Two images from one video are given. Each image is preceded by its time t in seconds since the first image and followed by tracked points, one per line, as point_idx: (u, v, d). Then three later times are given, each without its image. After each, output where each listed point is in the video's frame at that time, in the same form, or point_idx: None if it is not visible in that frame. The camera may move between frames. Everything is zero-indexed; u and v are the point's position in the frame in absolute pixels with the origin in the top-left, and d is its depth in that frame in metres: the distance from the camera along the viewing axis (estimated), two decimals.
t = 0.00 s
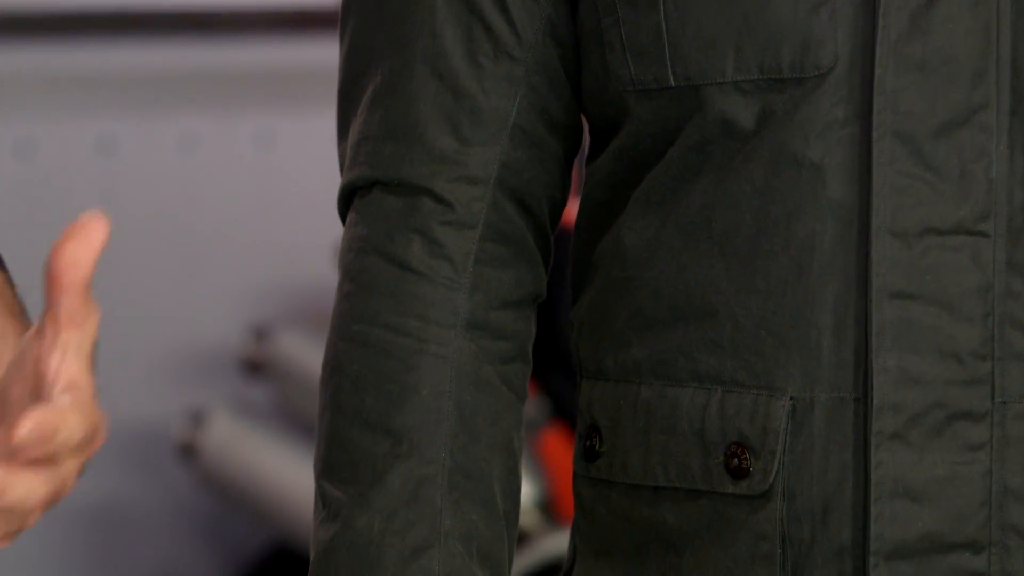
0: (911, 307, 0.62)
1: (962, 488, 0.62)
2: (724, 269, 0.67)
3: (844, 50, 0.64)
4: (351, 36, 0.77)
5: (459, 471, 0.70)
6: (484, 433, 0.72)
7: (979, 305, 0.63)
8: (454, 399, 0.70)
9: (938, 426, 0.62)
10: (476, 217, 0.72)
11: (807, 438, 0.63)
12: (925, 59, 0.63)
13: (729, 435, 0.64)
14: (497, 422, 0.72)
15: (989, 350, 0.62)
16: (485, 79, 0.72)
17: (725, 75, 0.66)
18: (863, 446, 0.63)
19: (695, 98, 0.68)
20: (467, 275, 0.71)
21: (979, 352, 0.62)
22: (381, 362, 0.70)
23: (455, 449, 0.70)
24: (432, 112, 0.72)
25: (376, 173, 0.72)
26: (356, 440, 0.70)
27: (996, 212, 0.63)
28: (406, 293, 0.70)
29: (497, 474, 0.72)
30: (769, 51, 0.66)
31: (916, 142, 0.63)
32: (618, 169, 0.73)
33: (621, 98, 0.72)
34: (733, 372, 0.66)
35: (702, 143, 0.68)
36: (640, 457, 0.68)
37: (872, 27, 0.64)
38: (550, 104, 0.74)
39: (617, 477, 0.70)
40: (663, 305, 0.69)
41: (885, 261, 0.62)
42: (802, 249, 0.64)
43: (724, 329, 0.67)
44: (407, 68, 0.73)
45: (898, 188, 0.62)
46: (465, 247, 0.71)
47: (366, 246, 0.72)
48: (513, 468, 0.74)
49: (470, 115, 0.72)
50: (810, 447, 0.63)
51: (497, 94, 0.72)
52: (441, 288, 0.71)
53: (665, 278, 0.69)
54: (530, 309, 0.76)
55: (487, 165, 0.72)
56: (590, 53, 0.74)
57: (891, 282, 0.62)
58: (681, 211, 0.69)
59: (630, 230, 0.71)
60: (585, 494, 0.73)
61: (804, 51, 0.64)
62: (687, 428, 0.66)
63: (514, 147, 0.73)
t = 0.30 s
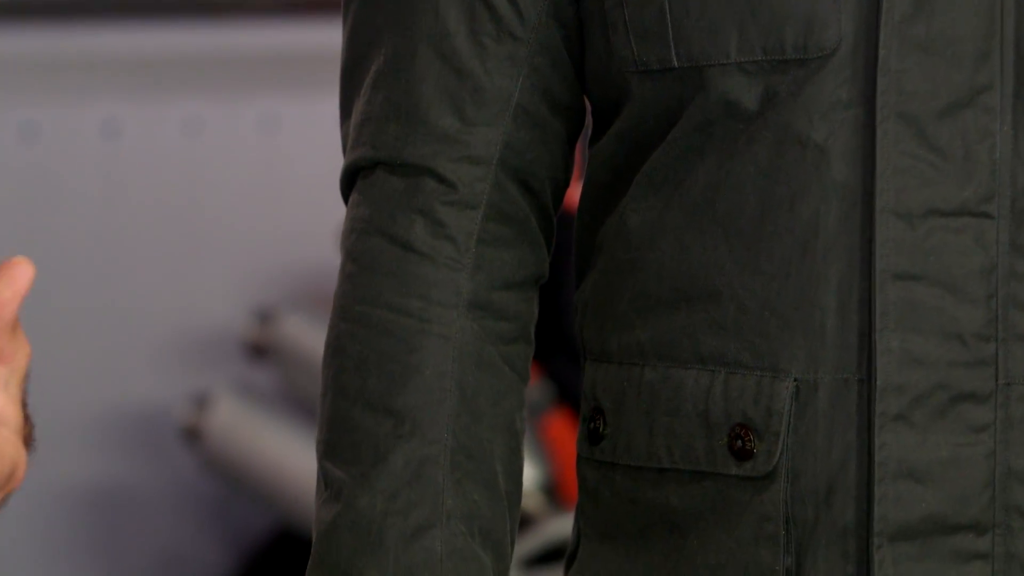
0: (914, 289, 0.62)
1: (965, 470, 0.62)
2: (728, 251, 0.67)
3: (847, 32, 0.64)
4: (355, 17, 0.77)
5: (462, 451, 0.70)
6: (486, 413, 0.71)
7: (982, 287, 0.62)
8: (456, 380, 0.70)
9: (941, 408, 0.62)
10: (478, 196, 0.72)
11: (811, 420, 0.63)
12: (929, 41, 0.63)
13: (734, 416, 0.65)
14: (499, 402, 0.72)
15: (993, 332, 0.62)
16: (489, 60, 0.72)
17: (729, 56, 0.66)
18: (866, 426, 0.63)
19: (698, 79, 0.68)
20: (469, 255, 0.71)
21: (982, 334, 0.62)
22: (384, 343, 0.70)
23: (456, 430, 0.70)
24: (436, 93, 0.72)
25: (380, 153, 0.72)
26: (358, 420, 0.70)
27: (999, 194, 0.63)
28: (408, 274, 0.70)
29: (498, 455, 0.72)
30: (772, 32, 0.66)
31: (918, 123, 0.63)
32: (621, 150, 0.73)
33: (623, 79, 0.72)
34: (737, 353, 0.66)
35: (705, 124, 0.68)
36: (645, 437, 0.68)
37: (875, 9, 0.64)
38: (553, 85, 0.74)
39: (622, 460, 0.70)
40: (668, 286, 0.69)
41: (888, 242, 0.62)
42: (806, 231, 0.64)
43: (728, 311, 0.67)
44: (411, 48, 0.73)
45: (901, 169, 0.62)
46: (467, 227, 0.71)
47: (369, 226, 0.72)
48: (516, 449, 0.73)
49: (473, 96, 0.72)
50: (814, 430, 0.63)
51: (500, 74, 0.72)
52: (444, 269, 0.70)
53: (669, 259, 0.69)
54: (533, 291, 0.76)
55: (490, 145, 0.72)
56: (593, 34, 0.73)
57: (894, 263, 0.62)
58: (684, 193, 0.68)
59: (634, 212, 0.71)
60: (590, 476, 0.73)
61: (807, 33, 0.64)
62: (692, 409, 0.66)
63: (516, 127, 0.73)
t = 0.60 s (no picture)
0: (919, 270, 0.62)
1: (971, 451, 0.62)
2: (732, 233, 0.67)
3: (852, 14, 0.64)
4: None
5: (461, 432, 0.69)
6: (486, 394, 0.71)
7: (988, 268, 0.62)
8: (457, 361, 0.70)
9: (947, 389, 0.62)
10: (479, 177, 0.71)
11: (816, 403, 0.63)
12: (934, 22, 0.63)
13: (738, 398, 0.65)
14: (499, 383, 0.72)
15: (998, 313, 0.62)
16: (491, 41, 0.72)
17: (732, 37, 0.66)
18: (872, 407, 0.63)
19: (701, 60, 0.67)
20: (470, 236, 0.71)
21: (988, 315, 0.62)
22: (384, 323, 0.69)
23: (455, 411, 0.69)
24: (437, 74, 0.71)
25: (380, 134, 0.72)
26: (357, 401, 0.69)
27: (1005, 175, 0.62)
28: (409, 254, 0.70)
29: (498, 435, 0.72)
30: (775, 13, 0.65)
31: (924, 104, 0.62)
32: (623, 133, 0.73)
33: (625, 60, 0.71)
34: (743, 336, 0.66)
35: (708, 105, 0.67)
36: (649, 419, 0.68)
37: None
38: (555, 66, 0.74)
39: (626, 442, 0.69)
40: (672, 268, 0.69)
41: (893, 224, 0.62)
42: (811, 213, 0.64)
43: (733, 293, 0.66)
44: (412, 30, 0.72)
45: (906, 150, 0.62)
46: (468, 208, 0.71)
47: (369, 206, 0.72)
48: (515, 430, 0.73)
49: (474, 76, 0.71)
50: (820, 412, 0.63)
51: (501, 55, 0.72)
52: (444, 249, 0.70)
53: (672, 241, 0.69)
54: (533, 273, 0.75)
55: (490, 126, 0.72)
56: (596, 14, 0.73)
57: (900, 244, 0.62)
58: (688, 175, 0.68)
59: (637, 194, 0.71)
60: (593, 458, 0.73)
61: (811, 14, 0.64)
62: (697, 392, 0.66)
63: (517, 108, 0.72)
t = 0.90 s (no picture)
0: (922, 252, 0.62)
1: (975, 433, 0.62)
2: (737, 215, 0.66)
3: None
4: None
5: (462, 413, 0.69)
6: (488, 375, 0.71)
7: (993, 250, 0.62)
8: (459, 342, 0.70)
9: (951, 371, 0.62)
10: (482, 158, 0.71)
11: (821, 384, 0.63)
12: (939, 5, 0.62)
13: (743, 380, 0.64)
14: (502, 365, 0.72)
15: (1003, 295, 0.62)
16: (494, 23, 0.72)
17: (737, 19, 0.66)
18: (877, 389, 0.64)
19: (706, 42, 0.67)
20: (472, 217, 0.71)
21: (992, 297, 0.62)
22: (386, 305, 0.69)
23: (456, 393, 0.69)
24: (439, 55, 0.71)
25: (382, 115, 0.72)
26: (358, 381, 0.69)
27: (1010, 157, 0.62)
28: (410, 235, 0.70)
29: (499, 417, 0.72)
30: None
31: (928, 87, 0.62)
32: (628, 115, 0.73)
33: (628, 42, 0.71)
34: (747, 318, 0.66)
35: (712, 87, 0.67)
36: (654, 401, 0.68)
37: None
38: (558, 48, 0.74)
39: (631, 425, 0.69)
40: (677, 251, 0.69)
41: (898, 205, 0.62)
42: (815, 195, 0.64)
43: (739, 275, 0.66)
44: (415, 12, 0.72)
45: (910, 132, 0.62)
46: (470, 189, 0.71)
47: (371, 187, 0.72)
48: (518, 411, 0.73)
49: (476, 58, 0.71)
50: (825, 393, 0.63)
51: (504, 37, 0.72)
52: (447, 231, 0.70)
53: (677, 223, 0.69)
54: (535, 255, 0.75)
55: (492, 108, 0.71)
56: None
57: (904, 226, 0.62)
58: (692, 157, 0.68)
59: (642, 176, 0.70)
60: (599, 441, 0.73)
61: None
62: (702, 374, 0.66)
63: (520, 89, 0.72)
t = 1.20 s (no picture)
0: (927, 236, 0.62)
1: (979, 416, 0.62)
2: (743, 199, 0.66)
3: None
4: None
5: (468, 396, 0.69)
6: (493, 359, 0.71)
7: (997, 234, 0.62)
8: (464, 326, 0.70)
9: (955, 355, 0.62)
10: (487, 141, 0.71)
11: (825, 368, 0.63)
12: None
13: (747, 363, 0.64)
14: (508, 349, 0.72)
15: (1007, 279, 0.62)
16: (499, 6, 0.71)
17: (742, 3, 0.66)
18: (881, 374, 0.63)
19: (711, 26, 0.67)
20: (478, 201, 0.71)
21: (996, 281, 0.62)
22: (393, 288, 0.70)
23: (461, 376, 0.69)
24: (445, 39, 0.71)
25: (388, 99, 0.72)
26: (363, 364, 0.70)
27: (1014, 141, 0.62)
28: (415, 218, 0.70)
29: (505, 401, 0.72)
30: None
31: (934, 70, 0.62)
32: (633, 99, 0.72)
33: (633, 25, 0.71)
34: (752, 302, 0.66)
35: (716, 71, 0.67)
36: (659, 384, 0.68)
37: None
38: (563, 32, 0.73)
39: (636, 408, 0.70)
40: (683, 234, 0.68)
41: (904, 189, 0.62)
42: (820, 178, 0.64)
43: (744, 259, 0.66)
44: None
45: (915, 116, 0.62)
46: (475, 172, 0.71)
47: (376, 170, 0.72)
48: (523, 395, 0.73)
49: (481, 42, 0.71)
50: (829, 377, 0.63)
51: (509, 21, 0.71)
52: (452, 215, 0.70)
53: (682, 207, 0.69)
54: (540, 238, 0.75)
55: (498, 92, 0.71)
56: None
57: (910, 210, 0.62)
58: (698, 141, 0.68)
59: (648, 159, 0.70)
60: (604, 424, 0.73)
61: None
62: (706, 358, 0.66)
63: (525, 73, 0.72)
